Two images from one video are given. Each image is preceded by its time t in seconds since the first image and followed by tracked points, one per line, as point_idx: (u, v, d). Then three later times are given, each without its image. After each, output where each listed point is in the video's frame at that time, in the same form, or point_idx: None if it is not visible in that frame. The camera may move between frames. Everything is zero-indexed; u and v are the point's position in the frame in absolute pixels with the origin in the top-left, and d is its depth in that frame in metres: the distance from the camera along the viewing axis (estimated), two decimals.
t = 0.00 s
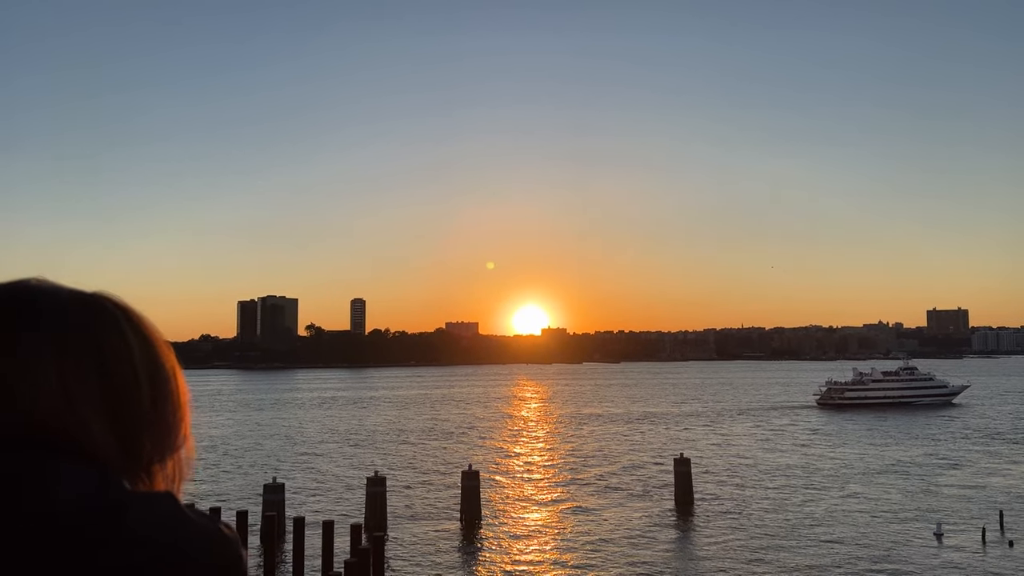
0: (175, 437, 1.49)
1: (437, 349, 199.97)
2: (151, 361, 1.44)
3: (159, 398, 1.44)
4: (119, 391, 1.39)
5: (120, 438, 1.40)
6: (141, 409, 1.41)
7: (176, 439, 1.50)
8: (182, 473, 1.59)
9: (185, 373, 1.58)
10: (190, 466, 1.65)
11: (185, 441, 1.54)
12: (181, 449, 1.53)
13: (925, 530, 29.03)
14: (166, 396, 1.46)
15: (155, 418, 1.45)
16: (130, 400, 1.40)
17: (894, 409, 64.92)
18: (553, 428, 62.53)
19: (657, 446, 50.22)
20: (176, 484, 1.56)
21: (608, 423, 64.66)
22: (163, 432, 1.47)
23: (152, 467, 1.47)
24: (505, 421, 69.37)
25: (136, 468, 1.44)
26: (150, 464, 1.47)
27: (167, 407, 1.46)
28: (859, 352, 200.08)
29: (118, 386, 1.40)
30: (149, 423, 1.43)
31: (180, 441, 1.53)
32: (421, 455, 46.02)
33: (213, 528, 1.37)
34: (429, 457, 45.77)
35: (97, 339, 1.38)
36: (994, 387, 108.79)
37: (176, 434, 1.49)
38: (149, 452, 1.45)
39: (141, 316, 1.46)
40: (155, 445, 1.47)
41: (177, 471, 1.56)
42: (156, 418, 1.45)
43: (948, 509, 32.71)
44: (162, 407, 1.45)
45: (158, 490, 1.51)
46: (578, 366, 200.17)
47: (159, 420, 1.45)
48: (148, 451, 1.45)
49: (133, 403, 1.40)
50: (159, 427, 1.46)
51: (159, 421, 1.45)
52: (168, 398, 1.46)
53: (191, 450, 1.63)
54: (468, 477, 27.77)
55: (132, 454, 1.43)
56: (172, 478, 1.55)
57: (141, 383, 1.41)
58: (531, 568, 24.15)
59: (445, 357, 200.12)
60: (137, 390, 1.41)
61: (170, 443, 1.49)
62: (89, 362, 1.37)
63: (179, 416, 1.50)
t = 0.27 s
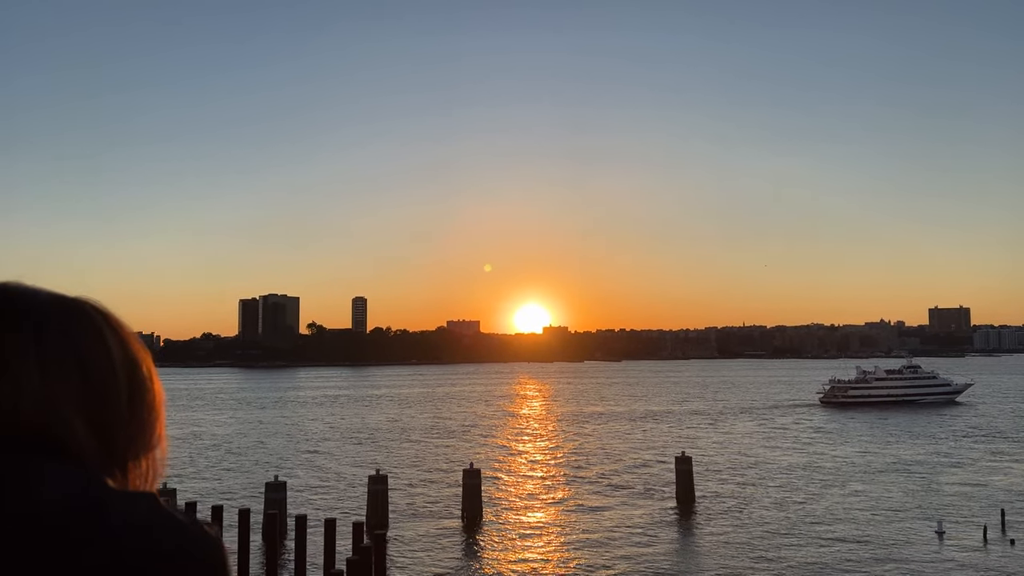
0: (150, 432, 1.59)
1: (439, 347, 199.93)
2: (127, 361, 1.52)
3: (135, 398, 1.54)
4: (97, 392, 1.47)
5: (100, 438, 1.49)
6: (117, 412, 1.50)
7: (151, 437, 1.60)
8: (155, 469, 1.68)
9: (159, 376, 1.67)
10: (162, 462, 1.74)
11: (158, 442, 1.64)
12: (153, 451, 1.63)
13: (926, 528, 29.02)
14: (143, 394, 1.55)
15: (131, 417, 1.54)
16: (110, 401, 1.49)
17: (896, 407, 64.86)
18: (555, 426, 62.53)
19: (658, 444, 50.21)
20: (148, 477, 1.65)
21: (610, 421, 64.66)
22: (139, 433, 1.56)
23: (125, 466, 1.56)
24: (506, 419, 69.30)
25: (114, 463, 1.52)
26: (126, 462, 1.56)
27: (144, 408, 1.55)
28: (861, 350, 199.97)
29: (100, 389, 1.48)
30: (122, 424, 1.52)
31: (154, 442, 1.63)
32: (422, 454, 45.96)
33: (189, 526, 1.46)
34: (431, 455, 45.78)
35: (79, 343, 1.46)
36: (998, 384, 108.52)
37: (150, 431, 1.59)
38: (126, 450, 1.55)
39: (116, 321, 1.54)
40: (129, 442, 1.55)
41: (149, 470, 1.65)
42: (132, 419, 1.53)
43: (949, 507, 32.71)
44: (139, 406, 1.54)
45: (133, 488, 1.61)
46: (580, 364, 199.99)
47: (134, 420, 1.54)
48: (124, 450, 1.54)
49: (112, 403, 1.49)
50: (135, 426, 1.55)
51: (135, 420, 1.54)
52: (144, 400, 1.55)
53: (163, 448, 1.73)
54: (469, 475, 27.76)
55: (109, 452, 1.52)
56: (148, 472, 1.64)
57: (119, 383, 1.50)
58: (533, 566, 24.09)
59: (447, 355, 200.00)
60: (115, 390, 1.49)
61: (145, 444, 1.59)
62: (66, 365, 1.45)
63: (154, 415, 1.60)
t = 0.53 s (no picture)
0: (146, 432, 1.55)
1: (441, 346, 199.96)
2: (126, 358, 1.49)
3: (131, 397, 1.50)
4: (91, 390, 1.44)
5: (95, 437, 1.45)
6: (113, 409, 1.46)
7: (149, 436, 1.56)
8: (152, 470, 1.64)
9: (157, 375, 1.63)
10: (159, 462, 1.70)
11: (156, 440, 1.60)
12: (151, 450, 1.59)
13: (928, 527, 28.94)
14: (144, 391, 1.52)
15: (127, 417, 1.50)
16: (106, 397, 1.45)
17: (899, 405, 64.79)
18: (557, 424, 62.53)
19: (661, 443, 50.16)
20: (146, 477, 1.61)
21: (612, 420, 64.64)
22: (134, 432, 1.52)
23: (120, 466, 1.52)
24: (507, 418, 69.22)
25: (110, 462, 1.49)
26: (124, 460, 1.52)
27: (144, 407, 1.52)
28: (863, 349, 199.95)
29: (97, 386, 1.45)
30: (117, 424, 1.48)
31: (152, 440, 1.59)
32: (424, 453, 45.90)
33: (187, 529, 1.42)
34: (433, 453, 45.74)
35: (74, 341, 1.43)
36: (1000, 383, 108.37)
37: (148, 431, 1.55)
38: (122, 450, 1.51)
39: (112, 317, 1.50)
40: (126, 442, 1.51)
41: (147, 468, 1.61)
42: (130, 416, 1.50)
43: (952, 505, 32.61)
44: (138, 403, 1.51)
45: (130, 488, 1.57)
46: (582, 363, 199.86)
47: (132, 419, 1.51)
48: (121, 448, 1.51)
49: (108, 401, 1.46)
50: (133, 424, 1.51)
51: (131, 420, 1.50)
52: (144, 398, 1.51)
53: (161, 446, 1.69)
54: (470, 473, 27.72)
55: (105, 452, 1.48)
56: (146, 471, 1.61)
57: (116, 381, 1.47)
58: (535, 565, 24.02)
59: (448, 354, 199.93)
60: (110, 385, 1.45)
61: (142, 443, 1.56)
62: (62, 361, 1.42)
63: (152, 412, 1.57)
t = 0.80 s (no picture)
0: (152, 428, 1.51)
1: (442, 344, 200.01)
2: (130, 356, 1.45)
3: (138, 394, 1.47)
4: (96, 388, 1.40)
5: (99, 435, 1.42)
6: (118, 406, 1.42)
7: (155, 432, 1.52)
8: (158, 468, 1.60)
9: (163, 369, 1.60)
10: (166, 461, 1.66)
11: (162, 438, 1.56)
12: (157, 447, 1.55)
13: (930, 525, 28.88)
14: (148, 391, 1.48)
15: (132, 415, 1.46)
16: (111, 392, 1.41)
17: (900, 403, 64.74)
18: (558, 422, 62.50)
19: (662, 441, 50.13)
20: (153, 475, 1.57)
21: (612, 418, 64.62)
22: (141, 430, 1.49)
23: (126, 463, 1.48)
24: (508, 416, 69.15)
25: (114, 460, 1.45)
26: (129, 459, 1.49)
27: (148, 405, 1.48)
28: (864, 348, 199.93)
29: (100, 383, 1.41)
30: (122, 423, 1.44)
31: (158, 438, 1.55)
32: (425, 451, 45.85)
33: (196, 529, 1.37)
34: (434, 451, 45.72)
35: (80, 340, 1.39)
36: (1001, 382, 108.33)
37: (154, 428, 1.51)
38: (128, 447, 1.47)
39: (117, 311, 1.47)
40: (132, 441, 1.48)
41: (153, 468, 1.56)
42: (135, 416, 1.46)
43: (954, 504, 32.54)
44: (142, 399, 1.47)
45: (136, 487, 1.53)
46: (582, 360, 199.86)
47: (138, 415, 1.47)
48: (125, 449, 1.47)
49: (114, 397, 1.42)
50: (139, 423, 1.47)
51: (138, 418, 1.47)
52: (149, 396, 1.48)
53: (166, 445, 1.64)
54: (471, 471, 27.72)
55: (111, 451, 1.44)
56: (151, 472, 1.57)
57: (123, 377, 1.43)
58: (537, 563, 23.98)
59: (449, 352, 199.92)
60: (117, 382, 1.42)
61: (148, 439, 1.51)
62: (66, 358, 1.39)
63: (158, 410, 1.53)
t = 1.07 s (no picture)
0: (167, 429, 1.55)
1: (442, 342, 200.08)
2: (141, 355, 1.48)
3: (153, 392, 1.51)
4: (112, 386, 1.44)
5: (114, 432, 1.45)
6: (132, 404, 1.46)
7: (166, 430, 1.56)
8: (172, 464, 1.63)
9: (175, 367, 1.63)
10: (176, 460, 1.70)
11: (175, 436, 1.60)
12: (170, 445, 1.58)
13: (931, 523, 28.89)
14: (160, 390, 1.52)
15: (147, 413, 1.50)
16: (124, 389, 1.45)
17: (901, 401, 64.75)
18: (558, 420, 62.54)
19: (662, 439, 50.16)
20: (167, 469, 1.60)
21: (613, 416, 64.65)
22: (154, 428, 1.52)
23: (141, 458, 1.51)
24: (508, 414, 69.20)
25: (128, 457, 1.48)
26: (141, 456, 1.52)
27: (161, 403, 1.52)
28: (864, 346, 199.88)
29: (114, 383, 1.45)
30: (136, 419, 1.48)
31: (172, 437, 1.58)
32: (425, 449, 45.88)
33: (208, 526, 1.40)
34: (434, 450, 45.75)
35: (97, 340, 1.44)
36: (1001, 380, 108.40)
37: (169, 426, 1.55)
38: (144, 445, 1.50)
39: (132, 313, 1.51)
40: (145, 438, 1.51)
41: (167, 464, 1.60)
42: (148, 414, 1.50)
43: (955, 502, 32.53)
44: (154, 398, 1.50)
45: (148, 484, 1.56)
46: (582, 358, 199.88)
47: (151, 414, 1.51)
48: (138, 444, 1.50)
49: (127, 397, 1.46)
50: (151, 422, 1.51)
51: (151, 416, 1.51)
52: (160, 395, 1.51)
53: (179, 442, 1.68)
54: (472, 469, 27.76)
55: (126, 447, 1.48)
56: (162, 468, 1.60)
57: (134, 377, 1.46)
58: (538, 561, 24.03)
59: (449, 351, 199.99)
60: (129, 381, 1.45)
61: (159, 438, 1.54)
62: (83, 356, 1.42)
63: (171, 407, 1.56)
